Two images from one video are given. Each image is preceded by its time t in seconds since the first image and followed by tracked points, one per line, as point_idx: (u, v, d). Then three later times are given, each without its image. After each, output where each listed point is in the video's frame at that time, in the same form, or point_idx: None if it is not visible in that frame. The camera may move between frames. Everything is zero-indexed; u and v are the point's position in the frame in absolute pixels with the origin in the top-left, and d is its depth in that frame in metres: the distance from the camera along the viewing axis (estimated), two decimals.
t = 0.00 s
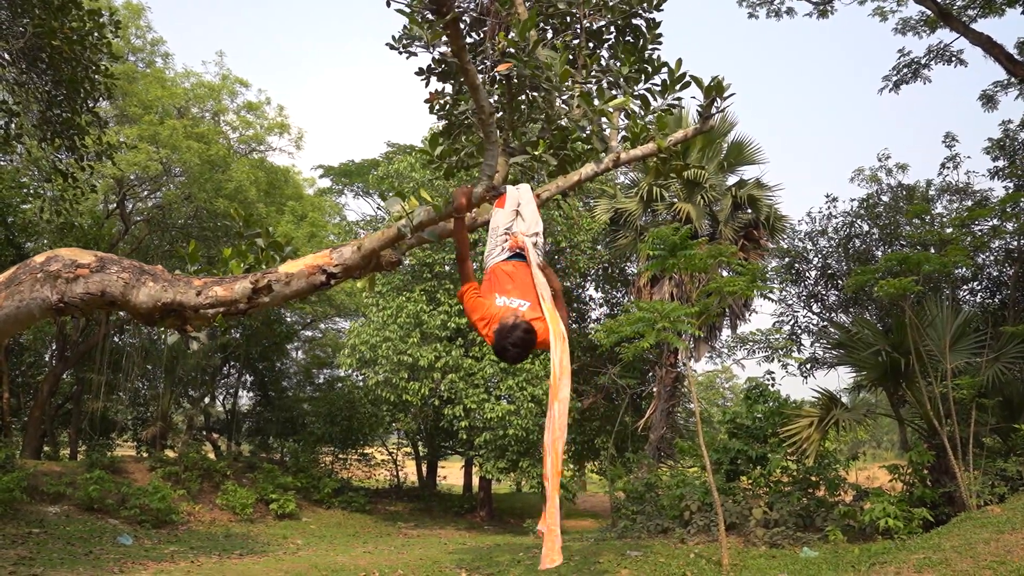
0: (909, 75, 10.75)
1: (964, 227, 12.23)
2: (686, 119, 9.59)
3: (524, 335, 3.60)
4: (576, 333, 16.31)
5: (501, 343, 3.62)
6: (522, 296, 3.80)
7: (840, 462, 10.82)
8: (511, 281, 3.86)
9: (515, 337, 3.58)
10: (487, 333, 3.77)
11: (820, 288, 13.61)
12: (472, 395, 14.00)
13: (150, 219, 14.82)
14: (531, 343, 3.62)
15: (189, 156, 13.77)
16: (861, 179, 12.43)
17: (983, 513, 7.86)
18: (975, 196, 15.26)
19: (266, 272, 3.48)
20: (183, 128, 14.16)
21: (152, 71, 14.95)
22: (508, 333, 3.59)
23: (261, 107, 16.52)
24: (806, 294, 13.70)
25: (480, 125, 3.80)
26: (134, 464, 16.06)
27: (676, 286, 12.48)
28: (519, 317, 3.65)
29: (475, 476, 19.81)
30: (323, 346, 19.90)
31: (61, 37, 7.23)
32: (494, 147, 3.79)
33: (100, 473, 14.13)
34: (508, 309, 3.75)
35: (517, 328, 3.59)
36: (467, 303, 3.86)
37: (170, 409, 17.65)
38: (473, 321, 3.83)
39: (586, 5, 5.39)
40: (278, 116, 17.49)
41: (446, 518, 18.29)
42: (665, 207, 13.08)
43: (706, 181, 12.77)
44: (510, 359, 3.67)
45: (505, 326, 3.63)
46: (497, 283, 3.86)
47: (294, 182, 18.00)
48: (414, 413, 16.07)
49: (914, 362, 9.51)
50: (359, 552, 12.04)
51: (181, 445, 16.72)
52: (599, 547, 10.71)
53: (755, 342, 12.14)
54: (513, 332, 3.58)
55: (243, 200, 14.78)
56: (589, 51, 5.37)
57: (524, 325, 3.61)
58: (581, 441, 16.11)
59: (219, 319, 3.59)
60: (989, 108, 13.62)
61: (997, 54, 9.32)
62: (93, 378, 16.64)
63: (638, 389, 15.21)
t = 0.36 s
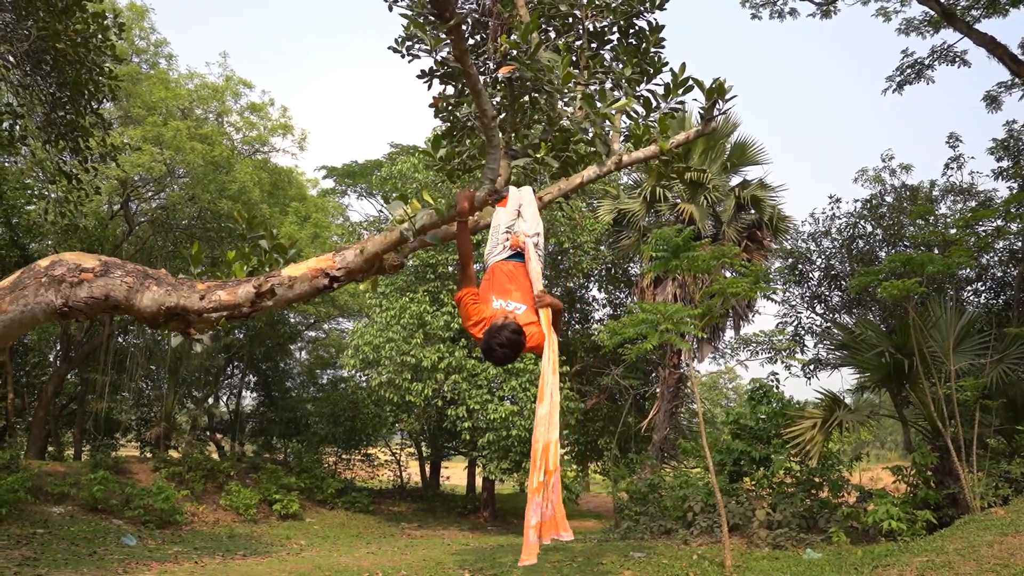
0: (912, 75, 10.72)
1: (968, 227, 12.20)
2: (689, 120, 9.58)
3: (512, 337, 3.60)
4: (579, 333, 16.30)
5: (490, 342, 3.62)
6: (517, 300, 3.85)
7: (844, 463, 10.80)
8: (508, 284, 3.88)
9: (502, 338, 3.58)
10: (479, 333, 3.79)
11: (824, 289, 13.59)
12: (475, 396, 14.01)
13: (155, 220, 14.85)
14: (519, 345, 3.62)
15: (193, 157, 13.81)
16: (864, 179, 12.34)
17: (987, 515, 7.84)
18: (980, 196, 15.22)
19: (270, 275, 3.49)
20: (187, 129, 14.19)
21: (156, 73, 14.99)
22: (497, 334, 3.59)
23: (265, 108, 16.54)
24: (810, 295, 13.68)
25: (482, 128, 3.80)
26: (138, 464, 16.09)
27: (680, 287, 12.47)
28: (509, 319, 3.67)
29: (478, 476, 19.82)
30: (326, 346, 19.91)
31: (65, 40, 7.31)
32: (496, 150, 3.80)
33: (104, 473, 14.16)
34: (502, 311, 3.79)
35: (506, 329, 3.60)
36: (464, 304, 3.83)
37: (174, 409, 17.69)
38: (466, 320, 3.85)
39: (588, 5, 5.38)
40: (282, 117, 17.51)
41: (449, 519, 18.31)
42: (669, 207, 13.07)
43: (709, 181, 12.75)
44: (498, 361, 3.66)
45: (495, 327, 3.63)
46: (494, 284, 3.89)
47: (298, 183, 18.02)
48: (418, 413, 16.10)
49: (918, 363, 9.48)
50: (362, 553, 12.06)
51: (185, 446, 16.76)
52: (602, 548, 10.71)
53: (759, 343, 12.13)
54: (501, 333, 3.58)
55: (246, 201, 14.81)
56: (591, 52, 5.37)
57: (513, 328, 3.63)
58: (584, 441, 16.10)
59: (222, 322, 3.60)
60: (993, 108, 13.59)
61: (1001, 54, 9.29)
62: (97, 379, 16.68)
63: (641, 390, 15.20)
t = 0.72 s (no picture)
0: (914, 78, 10.74)
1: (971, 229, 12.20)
2: (691, 125, 9.61)
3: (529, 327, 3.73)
4: (582, 335, 16.33)
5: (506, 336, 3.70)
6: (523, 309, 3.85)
7: (846, 465, 10.81)
8: (513, 294, 3.90)
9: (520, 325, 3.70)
10: (491, 341, 3.79)
11: (826, 291, 13.61)
12: (478, 398, 14.04)
13: (159, 222, 14.90)
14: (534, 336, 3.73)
15: (197, 161, 13.86)
16: (866, 179, 12.54)
17: (988, 518, 7.85)
18: (982, 197, 15.22)
19: (274, 287, 3.53)
20: (190, 133, 14.24)
21: (160, 76, 15.04)
22: (513, 324, 3.70)
23: (268, 111, 16.60)
24: (812, 298, 13.70)
25: (484, 140, 3.84)
26: (142, 466, 16.14)
27: (682, 289, 12.49)
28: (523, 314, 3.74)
29: (481, 477, 19.87)
30: (330, 347, 19.97)
31: (71, 47, 7.35)
32: (499, 161, 3.83)
33: (108, 475, 14.21)
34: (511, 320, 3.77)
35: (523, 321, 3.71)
36: (472, 315, 3.87)
37: (178, 411, 17.75)
38: (475, 330, 3.85)
39: (590, 13, 5.40)
40: (285, 120, 17.56)
41: (453, 520, 18.35)
42: (671, 209, 13.09)
43: (712, 184, 12.75)
44: (515, 354, 3.73)
45: (507, 317, 3.74)
46: (499, 297, 3.89)
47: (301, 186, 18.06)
48: (421, 415, 16.13)
49: (920, 366, 9.51)
50: (366, 555, 12.09)
51: (189, 448, 16.82)
52: (605, 550, 10.74)
53: (761, 346, 12.15)
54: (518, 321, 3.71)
55: (250, 204, 14.86)
56: (593, 60, 5.39)
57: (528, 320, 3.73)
58: (587, 443, 16.14)
59: (229, 333, 3.63)
60: (996, 110, 13.59)
61: (1003, 57, 9.30)
62: (101, 381, 16.74)
63: (644, 391, 15.23)
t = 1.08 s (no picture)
0: (912, 86, 10.83)
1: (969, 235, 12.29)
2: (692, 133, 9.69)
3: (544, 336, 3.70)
4: (582, 338, 16.42)
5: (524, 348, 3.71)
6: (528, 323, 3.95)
7: (845, 469, 10.89)
8: (520, 310, 3.98)
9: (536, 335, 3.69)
10: (508, 356, 3.83)
11: (825, 296, 13.70)
12: (479, 402, 14.12)
13: (161, 227, 14.98)
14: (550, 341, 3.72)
15: (199, 165, 13.93)
16: (866, 187, 12.22)
17: (983, 525, 7.94)
18: (980, 202, 15.32)
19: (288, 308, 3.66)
20: (193, 138, 14.33)
21: (163, 82, 15.12)
22: (528, 333, 3.68)
23: (270, 116, 16.68)
24: (811, 303, 13.79)
25: (491, 162, 3.98)
26: (144, 469, 16.20)
27: (682, 293, 12.57)
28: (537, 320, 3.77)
29: (482, 479, 19.96)
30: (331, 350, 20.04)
31: (79, 58, 7.46)
32: (504, 182, 3.97)
33: (111, 479, 14.28)
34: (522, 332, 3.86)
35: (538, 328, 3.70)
36: (486, 332, 3.93)
37: (179, 414, 17.82)
38: (492, 348, 3.89)
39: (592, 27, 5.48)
40: (287, 124, 17.64)
41: (453, 523, 18.44)
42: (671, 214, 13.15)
43: (711, 189, 12.83)
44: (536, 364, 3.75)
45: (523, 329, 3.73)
46: (506, 314, 3.97)
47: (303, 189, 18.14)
48: (422, 419, 16.20)
49: (918, 372, 9.60)
50: (368, 559, 12.17)
51: (191, 451, 16.89)
52: (606, 554, 10.83)
53: (760, 351, 12.25)
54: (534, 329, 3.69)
55: (252, 209, 14.94)
56: (594, 73, 5.47)
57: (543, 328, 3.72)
58: (587, 446, 16.23)
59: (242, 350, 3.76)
60: (993, 116, 13.70)
61: (1000, 67, 9.40)
62: (103, 385, 16.81)
63: (644, 395, 15.32)
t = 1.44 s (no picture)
0: (902, 96, 11.02)
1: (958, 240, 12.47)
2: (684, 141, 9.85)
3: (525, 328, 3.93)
4: (577, 340, 16.58)
5: (510, 337, 3.94)
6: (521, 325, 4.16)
7: (834, 471, 11.07)
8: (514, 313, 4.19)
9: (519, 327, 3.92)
10: (496, 350, 4.00)
11: (816, 300, 13.88)
12: (475, 404, 14.26)
13: (159, 229, 15.07)
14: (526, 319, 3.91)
15: (197, 169, 14.04)
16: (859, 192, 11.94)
17: (965, 527, 8.13)
18: (970, 207, 15.53)
19: (294, 322, 4.04)
20: (191, 143, 14.42)
21: (161, 85, 15.20)
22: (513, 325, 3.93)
23: (267, 119, 16.78)
24: (802, 307, 13.96)
25: (488, 183, 4.17)
26: (141, 470, 16.29)
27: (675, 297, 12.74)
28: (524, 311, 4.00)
29: (477, 480, 20.10)
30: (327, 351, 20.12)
31: (83, 67, 7.54)
32: (500, 202, 4.16)
33: (108, 480, 14.37)
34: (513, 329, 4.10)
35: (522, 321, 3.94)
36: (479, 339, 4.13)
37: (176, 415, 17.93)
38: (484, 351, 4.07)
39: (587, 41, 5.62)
40: (284, 127, 17.74)
41: (448, 523, 18.58)
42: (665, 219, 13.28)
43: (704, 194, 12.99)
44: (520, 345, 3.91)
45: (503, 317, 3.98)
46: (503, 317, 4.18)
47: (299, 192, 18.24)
48: (418, 420, 16.32)
49: (905, 377, 9.78)
50: (364, 559, 12.30)
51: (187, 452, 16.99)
52: (599, 555, 10.99)
53: (751, 356, 12.42)
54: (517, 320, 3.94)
55: (250, 212, 15.04)
56: (588, 87, 5.62)
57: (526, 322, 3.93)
58: (582, 447, 16.39)
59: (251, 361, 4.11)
60: (982, 123, 13.91)
61: (987, 78, 9.59)
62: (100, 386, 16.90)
63: (637, 397, 15.48)
